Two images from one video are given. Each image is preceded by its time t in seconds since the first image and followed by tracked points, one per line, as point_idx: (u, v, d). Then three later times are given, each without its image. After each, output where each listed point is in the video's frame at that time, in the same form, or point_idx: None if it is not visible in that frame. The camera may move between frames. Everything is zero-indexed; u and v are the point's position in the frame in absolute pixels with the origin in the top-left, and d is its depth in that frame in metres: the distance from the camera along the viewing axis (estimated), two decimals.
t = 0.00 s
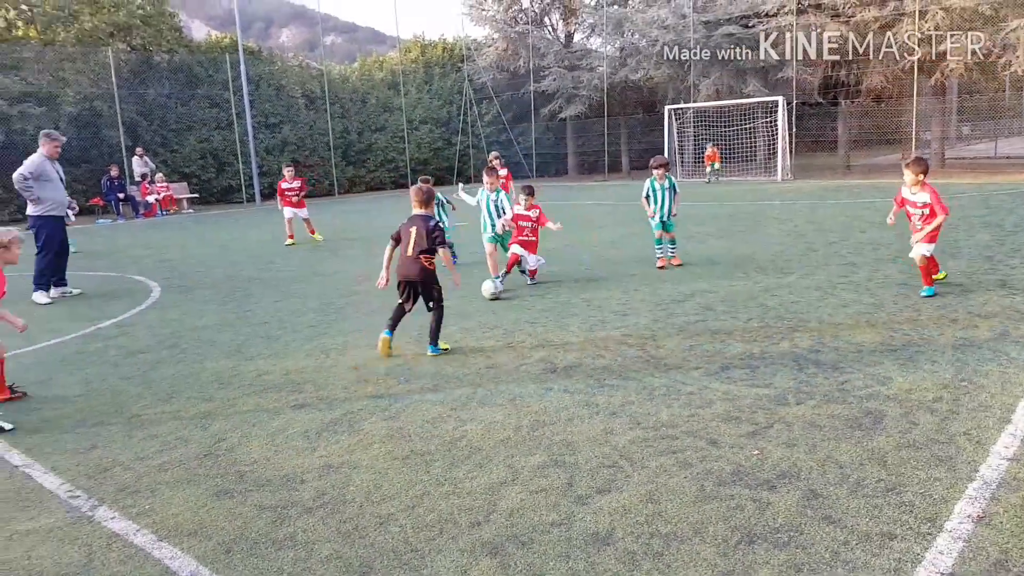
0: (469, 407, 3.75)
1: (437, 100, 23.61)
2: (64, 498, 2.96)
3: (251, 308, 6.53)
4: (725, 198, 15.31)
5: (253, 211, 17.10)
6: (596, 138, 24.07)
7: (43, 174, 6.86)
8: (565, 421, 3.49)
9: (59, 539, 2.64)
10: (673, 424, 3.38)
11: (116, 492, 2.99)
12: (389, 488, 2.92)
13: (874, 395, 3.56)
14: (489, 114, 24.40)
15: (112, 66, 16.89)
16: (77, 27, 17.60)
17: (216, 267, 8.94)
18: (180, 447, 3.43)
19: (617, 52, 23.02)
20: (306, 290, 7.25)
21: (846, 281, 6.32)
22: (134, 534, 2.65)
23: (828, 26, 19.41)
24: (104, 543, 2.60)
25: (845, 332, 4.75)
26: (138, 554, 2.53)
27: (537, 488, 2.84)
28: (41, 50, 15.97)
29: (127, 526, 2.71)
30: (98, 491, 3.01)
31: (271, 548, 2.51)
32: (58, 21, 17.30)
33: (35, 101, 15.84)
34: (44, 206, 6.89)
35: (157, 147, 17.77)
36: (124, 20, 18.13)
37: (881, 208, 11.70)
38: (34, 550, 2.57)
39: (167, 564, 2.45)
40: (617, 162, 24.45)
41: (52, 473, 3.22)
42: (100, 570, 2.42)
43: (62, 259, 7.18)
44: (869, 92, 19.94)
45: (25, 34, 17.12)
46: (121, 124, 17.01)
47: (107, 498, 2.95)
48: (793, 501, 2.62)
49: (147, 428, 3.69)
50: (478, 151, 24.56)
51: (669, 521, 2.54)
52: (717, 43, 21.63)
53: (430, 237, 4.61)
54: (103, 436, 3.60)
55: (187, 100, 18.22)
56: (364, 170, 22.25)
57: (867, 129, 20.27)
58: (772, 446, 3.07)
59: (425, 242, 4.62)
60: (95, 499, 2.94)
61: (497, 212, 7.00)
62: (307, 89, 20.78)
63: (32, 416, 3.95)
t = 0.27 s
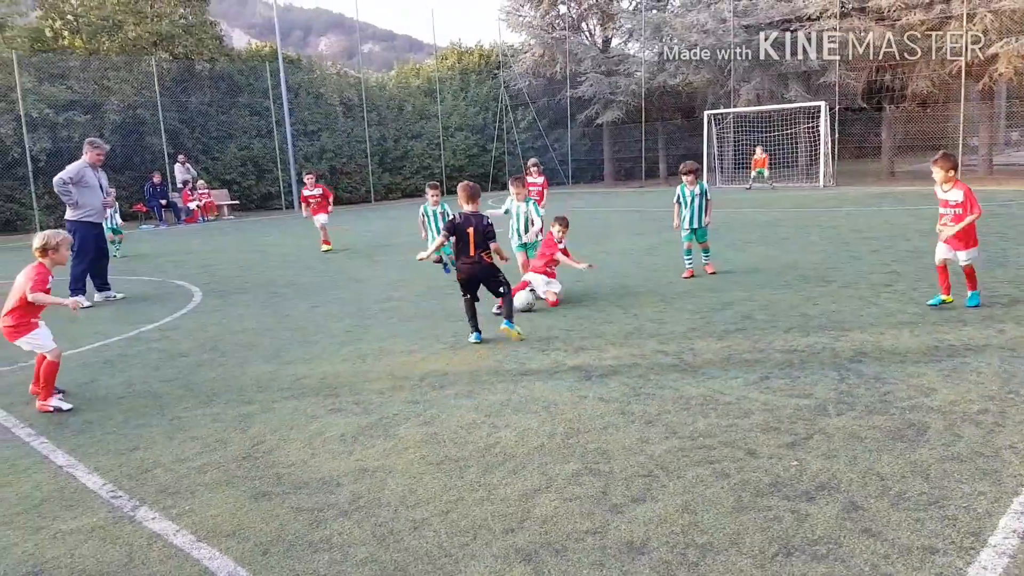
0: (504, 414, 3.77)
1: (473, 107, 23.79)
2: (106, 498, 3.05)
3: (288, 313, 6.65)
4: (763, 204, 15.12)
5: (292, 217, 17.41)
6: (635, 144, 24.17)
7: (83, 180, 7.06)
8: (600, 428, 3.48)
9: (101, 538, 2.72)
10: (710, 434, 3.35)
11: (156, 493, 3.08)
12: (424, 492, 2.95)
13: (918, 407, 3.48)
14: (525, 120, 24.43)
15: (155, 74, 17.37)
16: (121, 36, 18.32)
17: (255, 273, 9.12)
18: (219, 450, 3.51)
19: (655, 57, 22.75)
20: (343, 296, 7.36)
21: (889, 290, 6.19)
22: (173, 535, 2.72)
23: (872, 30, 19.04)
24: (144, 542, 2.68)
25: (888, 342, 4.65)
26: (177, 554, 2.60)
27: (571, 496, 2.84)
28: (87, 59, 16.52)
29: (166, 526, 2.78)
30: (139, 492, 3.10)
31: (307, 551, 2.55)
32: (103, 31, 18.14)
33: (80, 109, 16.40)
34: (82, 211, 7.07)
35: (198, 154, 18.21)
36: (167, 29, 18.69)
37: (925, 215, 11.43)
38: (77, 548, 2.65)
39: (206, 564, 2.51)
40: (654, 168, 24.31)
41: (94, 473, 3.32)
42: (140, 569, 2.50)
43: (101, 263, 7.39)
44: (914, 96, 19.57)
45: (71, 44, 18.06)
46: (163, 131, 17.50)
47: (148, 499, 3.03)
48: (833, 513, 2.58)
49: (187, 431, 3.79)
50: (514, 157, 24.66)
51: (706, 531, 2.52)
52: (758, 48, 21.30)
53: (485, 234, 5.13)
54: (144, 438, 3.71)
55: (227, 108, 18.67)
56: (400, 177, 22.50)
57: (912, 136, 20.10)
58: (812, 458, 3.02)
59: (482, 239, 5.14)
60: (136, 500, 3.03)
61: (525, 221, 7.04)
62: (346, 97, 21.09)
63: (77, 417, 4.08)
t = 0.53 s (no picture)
0: (515, 416, 3.79)
1: (488, 109, 23.90)
2: (119, 499, 3.11)
3: (302, 314, 6.72)
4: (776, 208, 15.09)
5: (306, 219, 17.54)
6: (648, 147, 24.13)
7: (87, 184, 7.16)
8: (612, 432, 3.51)
9: (114, 538, 2.78)
10: (722, 438, 3.36)
11: (169, 493, 3.14)
12: (435, 494, 2.99)
13: (930, 412, 3.48)
14: (539, 123, 24.45)
15: (170, 75, 17.55)
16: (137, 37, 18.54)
17: (269, 274, 9.22)
18: (232, 450, 3.57)
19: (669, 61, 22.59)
20: (355, 297, 7.42)
21: (903, 295, 6.16)
22: (186, 535, 2.77)
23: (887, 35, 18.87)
24: (156, 543, 2.73)
25: (901, 347, 4.63)
26: (189, 554, 2.65)
27: (582, 499, 2.87)
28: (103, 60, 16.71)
29: (178, 527, 2.84)
30: (152, 492, 3.15)
31: (318, 552, 2.59)
32: (120, 31, 18.40)
33: (95, 109, 16.55)
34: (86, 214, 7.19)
35: (213, 155, 18.40)
36: (182, 30, 18.90)
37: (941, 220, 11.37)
38: (89, 549, 2.70)
39: (217, 565, 2.56)
40: (667, 172, 24.28)
41: (107, 473, 3.38)
42: (153, 570, 2.54)
43: (110, 264, 7.49)
44: (929, 102, 19.44)
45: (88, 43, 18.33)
46: (178, 132, 17.68)
47: (160, 499, 3.09)
48: (843, 518, 2.59)
49: (199, 431, 3.85)
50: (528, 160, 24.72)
51: (716, 536, 2.54)
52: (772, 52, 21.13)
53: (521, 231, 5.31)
54: (157, 439, 3.77)
55: (242, 109, 18.85)
56: (414, 179, 22.61)
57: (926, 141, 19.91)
58: (823, 462, 3.03)
59: (521, 236, 5.28)
60: (149, 500, 3.09)
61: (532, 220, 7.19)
62: (360, 99, 21.23)
63: (91, 417, 4.15)
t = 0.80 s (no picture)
0: (522, 415, 3.81)
1: (496, 108, 23.94)
2: (127, 495, 3.14)
3: (308, 313, 6.75)
4: (784, 208, 15.05)
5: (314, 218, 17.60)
6: (656, 147, 24.14)
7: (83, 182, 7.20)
8: (619, 431, 3.52)
9: (123, 534, 2.80)
10: (729, 438, 3.37)
11: (176, 490, 3.16)
12: (442, 492, 3.00)
13: (938, 413, 3.47)
14: (547, 123, 24.49)
15: (178, 73, 17.61)
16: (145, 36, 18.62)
17: (276, 273, 9.26)
18: (239, 447, 3.59)
19: (678, 60, 22.58)
20: (362, 296, 7.45)
21: (911, 296, 6.14)
22: (194, 531, 2.79)
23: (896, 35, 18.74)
24: (164, 539, 2.75)
25: (909, 348, 4.62)
26: (197, 550, 2.67)
27: (589, 498, 2.87)
28: (111, 58, 16.80)
29: (187, 523, 2.86)
30: (159, 489, 3.18)
31: (326, 549, 2.61)
32: (128, 29, 18.48)
33: (104, 108, 16.66)
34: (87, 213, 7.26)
35: (220, 154, 18.48)
36: (190, 28, 19.00)
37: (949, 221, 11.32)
38: (98, 544, 2.72)
39: (225, 561, 2.58)
40: (675, 172, 24.24)
41: (115, 470, 3.41)
42: (161, 565, 2.57)
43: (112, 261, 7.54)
44: (939, 102, 19.35)
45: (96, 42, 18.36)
46: (186, 130, 17.74)
47: (167, 496, 3.12)
48: (850, 518, 2.59)
49: (207, 429, 3.87)
50: (535, 159, 24.73)
51: (723, 535, 2.54)
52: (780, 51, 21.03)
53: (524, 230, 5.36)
54: (165, 436, 3.80)
55: (250, 108, 18.92)
56: (421, 178, 22.65)
57: (935, 141, 19.84)
58: (831, 462, 3.03)
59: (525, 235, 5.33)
60: (156, 496, 3.11)
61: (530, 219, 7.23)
62: (368, 98, 21.28)
63: (99, 414, 4.18)
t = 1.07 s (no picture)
0: (529, 412, 3.81)
1: (503, 105, 23.92)
2: (135, 490, 3.17)
3: (315, 309, 6.78)
4: (791, 205, 15.01)
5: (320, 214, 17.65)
6: (662, 144, 24.11)
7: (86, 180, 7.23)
8: (626, 428, 3.52)
9: (131, 529, 2.82)
10: (736, 435, 3.37)
11: (183, 485, 3.18)
12: (449, 489, 3.02)
13: (946, 411, 3.46)
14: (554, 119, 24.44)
15: (185, 69, 17.65)
16: (153, 31, 18.64)
17: (283, 269, 9.30)
18: (247, 443, 3.62)
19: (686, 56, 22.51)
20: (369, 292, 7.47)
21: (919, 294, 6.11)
22: (201, 527, 2.82)
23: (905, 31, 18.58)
24: (171, 534, 2.77)
25: (916, 345, 4.62)
26: (203, 546, 2.69)
27: (596, 494, 2.88)
28: (119, 54, 16.85)
29: (194, 519, 2.88)
30: (166, 484, 3.21)
31: (332, 545, 2.62)
32: (136, 26, 18.45)
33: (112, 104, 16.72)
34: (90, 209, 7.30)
35: (227, 150, 18.53)
36: (198, 24, 19.06)
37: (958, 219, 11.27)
38: (105, 539, 2.75)
39: (233, 557, 2.60)
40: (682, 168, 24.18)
41: (122, 465, 3.43)
42: (168, 561, 2.59)
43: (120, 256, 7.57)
44: (948, 99, 19.20)
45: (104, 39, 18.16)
46: (193, 126, 17.79)
47: (175, 491, 3.14)
48: (858, 515, 2.59)
49: (214, 424, 3.90)
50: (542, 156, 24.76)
51: (731, 532, 2.55)
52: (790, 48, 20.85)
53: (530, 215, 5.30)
54: (173, 431, 3.83)
55: (257, 104, 18.96)
56: (428, 175, 22.68)
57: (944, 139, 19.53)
58: (839, 460, 3.02)
59: (528, 220, 5.29)
60: (163, 492, 3.13)
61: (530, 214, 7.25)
62: (375, 94, 21.28)
63: (107, 409, 4.22)
